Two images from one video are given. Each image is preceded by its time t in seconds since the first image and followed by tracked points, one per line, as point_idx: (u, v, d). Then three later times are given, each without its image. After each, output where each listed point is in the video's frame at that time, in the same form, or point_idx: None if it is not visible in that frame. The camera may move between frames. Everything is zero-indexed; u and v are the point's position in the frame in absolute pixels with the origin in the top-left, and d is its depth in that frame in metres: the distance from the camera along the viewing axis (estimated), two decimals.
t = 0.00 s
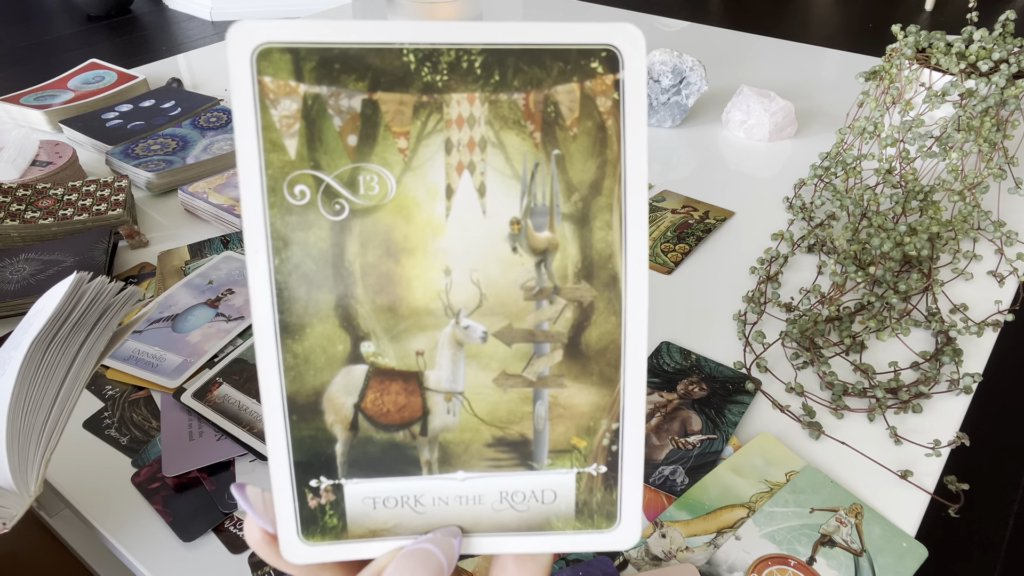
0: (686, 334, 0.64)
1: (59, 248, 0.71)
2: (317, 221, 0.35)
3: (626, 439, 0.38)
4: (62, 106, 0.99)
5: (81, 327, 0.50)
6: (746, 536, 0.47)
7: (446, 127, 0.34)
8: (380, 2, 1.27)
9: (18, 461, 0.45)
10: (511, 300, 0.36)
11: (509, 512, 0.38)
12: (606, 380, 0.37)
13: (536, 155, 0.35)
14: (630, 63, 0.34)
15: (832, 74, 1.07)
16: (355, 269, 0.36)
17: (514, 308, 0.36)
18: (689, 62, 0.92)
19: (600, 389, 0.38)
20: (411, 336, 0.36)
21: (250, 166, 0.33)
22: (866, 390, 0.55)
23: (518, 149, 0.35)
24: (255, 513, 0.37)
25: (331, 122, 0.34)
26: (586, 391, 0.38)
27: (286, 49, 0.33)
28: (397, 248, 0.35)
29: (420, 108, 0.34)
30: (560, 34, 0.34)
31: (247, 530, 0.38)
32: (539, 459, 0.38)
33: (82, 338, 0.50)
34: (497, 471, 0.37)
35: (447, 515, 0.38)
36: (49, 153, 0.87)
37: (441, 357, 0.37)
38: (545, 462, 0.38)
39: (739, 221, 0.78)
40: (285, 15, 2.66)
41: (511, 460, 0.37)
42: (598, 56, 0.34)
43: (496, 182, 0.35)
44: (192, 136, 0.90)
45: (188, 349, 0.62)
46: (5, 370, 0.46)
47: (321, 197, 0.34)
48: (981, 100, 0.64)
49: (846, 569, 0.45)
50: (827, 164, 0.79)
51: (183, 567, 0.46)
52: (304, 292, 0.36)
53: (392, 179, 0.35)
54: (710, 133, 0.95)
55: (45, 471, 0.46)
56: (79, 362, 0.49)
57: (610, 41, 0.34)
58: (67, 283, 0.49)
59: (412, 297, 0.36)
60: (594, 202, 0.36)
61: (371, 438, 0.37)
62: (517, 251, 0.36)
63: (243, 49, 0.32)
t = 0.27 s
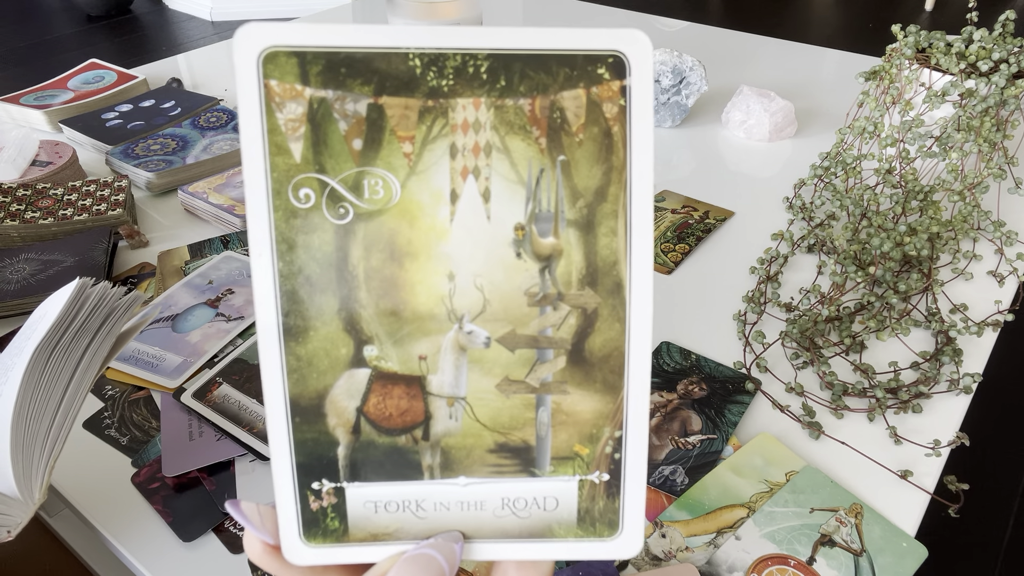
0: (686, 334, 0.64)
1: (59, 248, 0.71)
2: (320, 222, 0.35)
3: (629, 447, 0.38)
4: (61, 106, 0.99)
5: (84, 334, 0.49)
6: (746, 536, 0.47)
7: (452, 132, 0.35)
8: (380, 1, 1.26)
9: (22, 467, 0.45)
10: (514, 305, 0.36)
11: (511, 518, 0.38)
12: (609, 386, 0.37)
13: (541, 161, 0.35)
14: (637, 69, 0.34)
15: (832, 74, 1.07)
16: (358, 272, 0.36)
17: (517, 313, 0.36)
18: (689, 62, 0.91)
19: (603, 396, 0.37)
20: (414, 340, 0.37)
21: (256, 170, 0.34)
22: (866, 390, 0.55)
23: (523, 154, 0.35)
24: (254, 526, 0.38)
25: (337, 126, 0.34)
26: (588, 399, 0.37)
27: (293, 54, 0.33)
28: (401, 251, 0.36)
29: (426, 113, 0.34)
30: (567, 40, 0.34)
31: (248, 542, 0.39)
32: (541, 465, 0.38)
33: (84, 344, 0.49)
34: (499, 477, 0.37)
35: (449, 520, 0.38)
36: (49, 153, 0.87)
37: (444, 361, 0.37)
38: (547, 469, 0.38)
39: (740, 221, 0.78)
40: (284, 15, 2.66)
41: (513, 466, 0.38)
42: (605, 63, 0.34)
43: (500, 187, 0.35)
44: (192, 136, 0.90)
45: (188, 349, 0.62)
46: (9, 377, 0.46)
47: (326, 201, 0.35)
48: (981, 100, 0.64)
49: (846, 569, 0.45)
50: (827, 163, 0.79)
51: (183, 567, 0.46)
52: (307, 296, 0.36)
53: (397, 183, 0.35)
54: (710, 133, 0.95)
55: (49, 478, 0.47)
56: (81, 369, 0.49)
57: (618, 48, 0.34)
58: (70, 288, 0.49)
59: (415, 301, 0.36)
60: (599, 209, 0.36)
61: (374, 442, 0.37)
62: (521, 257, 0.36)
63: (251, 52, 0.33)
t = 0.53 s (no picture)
0: (685, 333, 0.64)
1: (59, 248, 0.71)
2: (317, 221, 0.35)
3: (628, 443, 0.38)
4: (62, 106, 0.99)
5: (100, 343, 0.47)
6: (746, 536, 0.47)
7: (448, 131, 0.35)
8: (380, 1, 1.26)
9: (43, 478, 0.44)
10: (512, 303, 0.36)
11: (510, 516, 0.38)
12: (606, 383, 0.37)
13: (536, 159, 0.35)
14: (630, 67, 0.34)
15: (832, 74, 1.07)
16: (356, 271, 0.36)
17: (514, 311, 0.36)
18: (689, 62, 0.91)
19: (600, 392, 0.38)
20: (413, 338, 0.37)
21: (253, 170, 0.34)
22: (865, 389, 0.55)
23: (518, 152, 0.35)
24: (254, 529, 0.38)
25: (333, 125, 0.34)
26: (585, 394, 0.38)
27: (289, 54, 0.33)
28: (399, 250, 0.36)
29: (421, 112, 0.34)
30: (560, 39, 0.34)
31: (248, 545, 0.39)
32: (540, 463, 0.38)
33: (101, 353, 0.48)
34: (497, 474, 0.37)
35: (448, 518, 0.38)
36: (49, 153, 0.87)
37: (442, 359, 0.37)
38: (546, 467, 0.38)
39: (740, 221, 0.78)
40: (284, 15, 2.66)
41: (511, 463, 0.38)
42: (597, 61, 0.34)
43: (496, 186, 0.35)
44: (192, 136, 0.90)
45: (189, 349, 0.62)
46: (26, 390, 0.44)
47: (323, 200, 0.35)
48: (981, 100, 0.64)
49: (845, 568, 0.45)
50: (827, 163, 0.79)
51: (183, 566, 0.46)
52: (306, 294, 0.36)
53: (394, 181, 0.35)
54: (710, 133, 0.95)
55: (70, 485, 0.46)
56: (100, 377, 0.48)
57: (609, 46, 0.34)
58: (83, 298, 0.45)
59: (414, 299, 0.36)
60: (594, 205, 0.36)
61: (372, 440, 0.37)
62: (517, 254, 0.36)
63: (248, 54, 0.33)
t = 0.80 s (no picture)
0: (686, 334, 0.64)
1: (60, 248, 0.71)
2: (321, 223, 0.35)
3: (631, 447, 0.38)
4: (62, 106, 0.99)
5: (105, 335, 0.51)
6: (746, 536, 0.47)
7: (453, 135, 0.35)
8: (380, 1, 1.26)
9: (50, 462, 0.45)
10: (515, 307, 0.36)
11: (513, 518, 0.38)
12: (610, 387, 0.37)
13: (541, 163, 0.35)
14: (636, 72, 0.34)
15: (832, 74, 1.07)
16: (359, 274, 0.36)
17: (517, 314, 0.37)
18: (689, 62, 0.91)
19: (603, 396, 0.37)
20: (416, 341, 0.37)
21: (257, 173, 0.34)
22: (866, 390, 0.55)
23: (523, 156, 0.35)
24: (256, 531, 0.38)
25: (338, 129, 0.34)
26: (588, 398, 0.38)
27: (295, 58, 0.33)
28: (402, 253, 0.36)
29: (426, 117, 0.34)
30: (566, 43, 0.34)
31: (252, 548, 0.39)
32: (542, 466, 0.38)
33: (106, 344, 0.51)
34: (500, 477, 0.37)
35: (450, 522, 0.38)
36: (49, 153, 0.87)
37: (445, 362, 0.37)
38: (549, 470, 0.38)
39: (740, 221, 0.78)
40: (284, 15, 2.66)
41: (514, 467, 0.38)
42: (603, 65, 0.34)
43: (501, 190, 0.35)
44: (192, 136, 0.90)
45: (189, 349, 0.62)
46: (35, 376, 0.47)
47: (327, 203, 0.35)
48: (981, 101, 0.64)
49: (846, 569, 0.45)
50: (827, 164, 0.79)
51: (183, 567, 0.46)
52: (309, 297, 0.36)
53: (398, 184, 0.35)
54: (710, 132, 0.95)
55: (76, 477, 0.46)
56: (104, 368, 0.51)
57: (615, 50, 0.34)
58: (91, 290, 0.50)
59: (417, 302, 0.36)
60: (599, 209, 0.36)
61: (375, 443, 0.37)
62: (521, 257, 0.36)
63: (253, 56, 0.33)
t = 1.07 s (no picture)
0: (686, 334, 0.64)
1: (60, 248, 0.71)
2: (337, 231, 0.35)
3: (641, 458, 0.38)
4: (62, 106, 0.99)
5: (104, 330, 0.51)
6: (746, 536, 0.47)
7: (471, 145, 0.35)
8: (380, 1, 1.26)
9: (48, 458, 0.45)
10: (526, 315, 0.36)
11: (521, 526, 0.38)
12: (621, 399, 0.37)
13: (558, 174, 0.35)
14: (656, 85, 0.34)
15: (832, 74, 1.07)
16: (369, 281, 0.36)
17: (530, 324, 0.36)
18: (689, 62, 0.91)
19: (615, 409, 0.37)
20: (428, 350, 0.37)
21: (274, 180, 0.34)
22: (866, 390, 0.55)
23: (540, 167, 0.35)
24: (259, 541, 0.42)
25: (356, 136, 0.34)
26: (600, 409, 0.37)
27: (314, 64, 0.33)
28: (416, 262, 0.36)
29: (444, 126, 0.34)
30: (587, 54, 0.34)
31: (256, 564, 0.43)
32: (551, 474, 0.38)
33: (105, 340, 0.51)
34: (510, 487, 0.38)
35: (459, 530, 0.38)
36: (49, 153, 0.87)
37: (457, 371, 0.37)
38: (558, 479, 0.38)
39: (739, 221, 0.78)
40: (284, 15, 2.66)
41: (524, 476, 0.38)
42: (623, 78, 0.34)
43: (517, 201, 0.35)
44: (192, 136, 0.90)
45: (189, 349, 0.62)
46: (33, 372, 0.47)
47: (343, 211, 0.35)
48: (981, 100, 0.64)
49: (846, 569, 0.45)
50: (827, 163, 0.79)
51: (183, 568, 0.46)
52: (319, 302, 0.36)
53: (414, 194, 0.35)
54: (711, 133, 0.95)
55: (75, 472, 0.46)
56: (104, 363, 0.50)
57: (636, 62, 0.34)
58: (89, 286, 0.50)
59: (430, 311, 0.36)
60: (614, 221, 0.36)
61: (385, 450, 0.37)
62: (535, 268, 0.36)
63: (274, 62, 0.33)
